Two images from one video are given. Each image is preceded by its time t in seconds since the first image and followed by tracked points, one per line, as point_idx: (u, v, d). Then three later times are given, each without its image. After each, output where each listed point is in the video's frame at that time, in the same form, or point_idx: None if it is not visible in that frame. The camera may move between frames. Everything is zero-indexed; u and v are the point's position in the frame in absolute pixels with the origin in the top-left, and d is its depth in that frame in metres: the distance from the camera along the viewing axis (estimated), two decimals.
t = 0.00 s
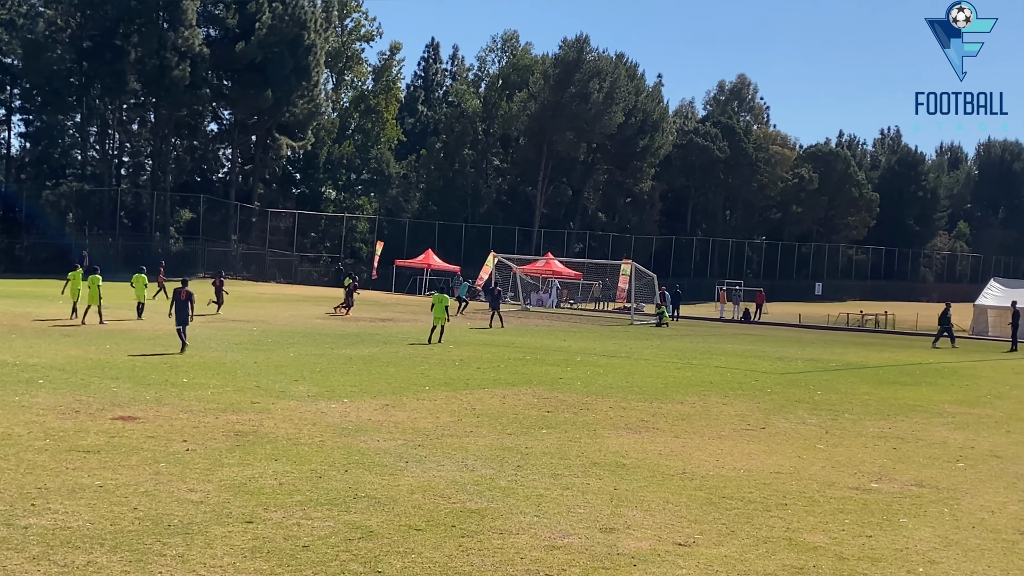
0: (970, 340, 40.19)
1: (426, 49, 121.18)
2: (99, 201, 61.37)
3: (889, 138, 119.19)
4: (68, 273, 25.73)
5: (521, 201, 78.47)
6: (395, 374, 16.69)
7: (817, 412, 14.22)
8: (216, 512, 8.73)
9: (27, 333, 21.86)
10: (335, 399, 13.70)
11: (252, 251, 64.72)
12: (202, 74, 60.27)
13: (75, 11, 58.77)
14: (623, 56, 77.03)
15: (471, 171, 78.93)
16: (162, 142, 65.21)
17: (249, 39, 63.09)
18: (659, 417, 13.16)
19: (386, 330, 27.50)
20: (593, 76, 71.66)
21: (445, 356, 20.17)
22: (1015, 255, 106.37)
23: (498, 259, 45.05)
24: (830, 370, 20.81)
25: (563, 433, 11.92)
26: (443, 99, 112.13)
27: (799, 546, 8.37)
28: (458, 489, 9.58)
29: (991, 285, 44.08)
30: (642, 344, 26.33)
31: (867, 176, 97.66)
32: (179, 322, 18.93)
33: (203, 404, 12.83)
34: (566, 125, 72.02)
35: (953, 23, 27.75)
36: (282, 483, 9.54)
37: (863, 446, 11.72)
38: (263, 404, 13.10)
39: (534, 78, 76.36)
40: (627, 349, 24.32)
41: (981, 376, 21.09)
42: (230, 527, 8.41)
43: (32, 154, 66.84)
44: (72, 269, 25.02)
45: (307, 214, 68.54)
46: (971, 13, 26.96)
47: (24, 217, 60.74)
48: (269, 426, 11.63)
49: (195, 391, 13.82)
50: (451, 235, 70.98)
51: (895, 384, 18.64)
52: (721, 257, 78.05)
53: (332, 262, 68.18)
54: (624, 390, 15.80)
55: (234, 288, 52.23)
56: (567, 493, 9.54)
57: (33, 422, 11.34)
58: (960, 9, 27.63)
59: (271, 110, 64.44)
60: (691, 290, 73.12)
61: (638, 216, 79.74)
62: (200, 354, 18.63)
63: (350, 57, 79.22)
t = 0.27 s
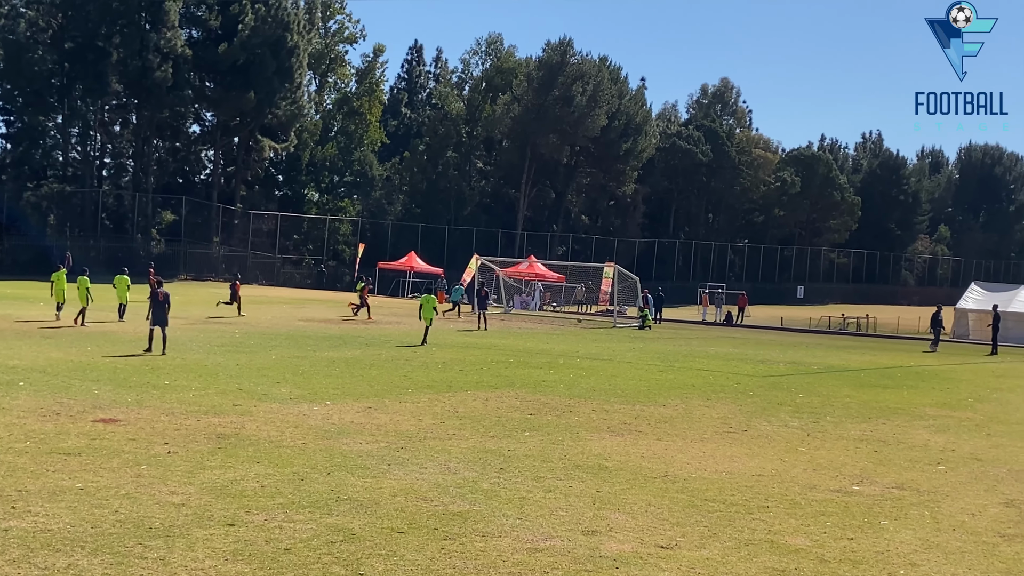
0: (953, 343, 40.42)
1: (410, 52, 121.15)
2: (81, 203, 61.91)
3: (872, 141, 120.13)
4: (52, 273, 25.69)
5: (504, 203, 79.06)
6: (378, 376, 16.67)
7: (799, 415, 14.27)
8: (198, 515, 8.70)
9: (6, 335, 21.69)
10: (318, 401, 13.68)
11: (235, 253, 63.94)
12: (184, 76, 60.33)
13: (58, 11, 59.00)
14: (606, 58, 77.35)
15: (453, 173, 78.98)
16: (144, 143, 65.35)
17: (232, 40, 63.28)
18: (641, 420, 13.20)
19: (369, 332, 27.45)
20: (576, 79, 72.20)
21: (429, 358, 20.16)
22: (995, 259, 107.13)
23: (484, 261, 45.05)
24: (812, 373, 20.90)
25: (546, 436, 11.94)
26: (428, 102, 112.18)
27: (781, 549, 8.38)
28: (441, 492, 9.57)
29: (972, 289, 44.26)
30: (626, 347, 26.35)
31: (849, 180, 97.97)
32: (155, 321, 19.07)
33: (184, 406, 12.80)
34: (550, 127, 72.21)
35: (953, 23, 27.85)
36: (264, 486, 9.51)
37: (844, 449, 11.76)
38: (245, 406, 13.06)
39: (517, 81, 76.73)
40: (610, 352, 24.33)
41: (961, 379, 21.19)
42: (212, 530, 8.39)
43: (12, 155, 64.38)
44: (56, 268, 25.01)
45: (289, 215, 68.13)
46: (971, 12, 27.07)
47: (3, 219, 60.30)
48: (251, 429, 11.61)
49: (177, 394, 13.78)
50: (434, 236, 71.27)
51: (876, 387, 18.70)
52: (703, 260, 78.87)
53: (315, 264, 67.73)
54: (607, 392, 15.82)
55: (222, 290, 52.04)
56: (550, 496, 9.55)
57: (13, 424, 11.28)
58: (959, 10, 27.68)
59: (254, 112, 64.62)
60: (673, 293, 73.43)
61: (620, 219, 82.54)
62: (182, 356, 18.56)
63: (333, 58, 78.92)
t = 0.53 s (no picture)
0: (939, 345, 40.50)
1: (397, 53, 121.13)
2: (66, 203, 61.39)
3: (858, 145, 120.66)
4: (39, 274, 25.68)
5: (491, 205, 79.36)
6: (363, 378, 16.65)
7: (785, 417, 14.28)
8: (183, 517, 8.68)
9: None
10: (303, 403, 13.65)
11: (219, 255, 63.61)
12: (169, 76, 60.70)
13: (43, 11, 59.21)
14: (593, 60, 77.41)
15: (440, 175, 78.69)
16: (130, 143, 64.59)
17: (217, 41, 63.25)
18: (627, 422, 13.21)
19: (356, 334, 27.41)
20: (563, 81, 72.34)
21: (414, 360, 20.12)
22: (981, 262, 106.36)
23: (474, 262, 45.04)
24: (798, 375, 20.93)
25: (532, 437, 11.95)
26: (415, 103, 112.25)
27: (767, 550, 8.39)
28: (426, 494, 9.56)
29: (957, 291, 44.36)
30: (612, 349, 26.35)
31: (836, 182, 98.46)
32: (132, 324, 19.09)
33: (170, 408, 12.76)
34: (536, 129, 72.51)
35: (954, 23, 27.78)
36: (249, 488, 9.50)
37: (830, 451, 11.78)
38: (231, 408, 13.04)
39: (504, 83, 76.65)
40: (597, 354, 24.34)
41: (947, 382, 21.24)
42: (198, 532, 8.36)
43: None
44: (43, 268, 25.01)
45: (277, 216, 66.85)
46: (972, 12, 26.96)
47: None
48: (237, 431, 11.58)
49: (162, 395, 13.74)
50: (421, 236, 71.04)
51: (862, 389, 18.72)
52: (690, 262, 78.51)
53: (302, 265, 66.72)
54: (593, 395, 15.82)
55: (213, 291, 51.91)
56: (536, 498, 9.55)
57: None
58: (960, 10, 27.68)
59: (240, 113, 64.47)
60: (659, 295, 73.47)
61: (607, 221, 83.72)
62: (167, 358, 18.50)
63: (319, 59, 78.83)
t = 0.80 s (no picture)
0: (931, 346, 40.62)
1: (388, 55, 121.19)
2: (56, 204, 61.85)
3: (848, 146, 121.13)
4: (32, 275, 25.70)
5: (483, 206, 79.47)
6: (353, 379, 16.64)
7: (776, 418, 14.30)
8: (174, 518, 8.66)
9: None
10: (295, 404, 13.63)
11: (210, 256, 64.04)
12: (160, 77, 61.00)
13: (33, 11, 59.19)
14: (584, 62, 77.52)
15: (432, 176, 79.17)
16: (121, 144, 64.83)
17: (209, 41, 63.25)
18: (618, 423, 13.21)
19: (347, 335, 27.38)
20: (555, 83, 72.46)
21: (405, 361, 20.11)
22: (970, 263, 108.38)
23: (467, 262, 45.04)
24: (788, 376, 20.98)
25: (523, 438, 11.96)
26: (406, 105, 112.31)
27: (757, 552, 8.40)
28: (417, 495, 9.56)
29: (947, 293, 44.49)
30: (603, 350, 26.37)
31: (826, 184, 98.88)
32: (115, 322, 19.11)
33: (160, 409, 12.72)
34: (529, 130, 72.27)
35: (953, 22, 27.97)
36: (240, 489, 9.48)
37: (821, 452, 11.81)
38: (222, 409, 13.02)
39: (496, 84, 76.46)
40: (588, 355, 24.35)
41: (937, 383, 21.29)
42: (188, 533, 8.35)
43: None
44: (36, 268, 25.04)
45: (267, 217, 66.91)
46: (971, 12, 27.17)
47: None
48: (228, 432, 11.57)
49: (153, 396, 13.72)
50: (412, 241, 71.26)
51: (853, 390, 18.75)
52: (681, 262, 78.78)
53: (291, 266, 66.93)
54: (584, 396, 15.83)
55: (206, 292, 51.82)
56: (527, 499, 9.54)
57: None
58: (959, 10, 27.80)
59: (231, 114, 64.22)
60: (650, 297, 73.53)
61: (599, 223, 82.41)
62: (157, 359, 18.47)
63: (311, 60, 78.76)
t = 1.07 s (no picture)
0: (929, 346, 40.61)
1: (386, 55, 121.08)
2: (53, 203, 61.70)
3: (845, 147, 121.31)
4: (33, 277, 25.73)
5: (480, 207, 79.18)
6: (349, 379, 16.63)
7: (774, 418, 14.31)
8: (171, 519, 8.65)
9: None
10: (292, 405, 13.62)
11: (207, 256, 63.90)
12: (157, 77, 60.52)
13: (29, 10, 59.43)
14: (582, 62, 77.61)
15: (429, 176, 78.53)
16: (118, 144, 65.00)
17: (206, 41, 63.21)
18: (615, 423, 13.20)
19: (344, 335, 27.37)
20: (552, 83, 72.66)
21: (402, 361, 20.10)
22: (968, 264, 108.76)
23: (465, 262, 45.03)
24: (786, 377, 20.98)
25: (520, 439, 11.96)
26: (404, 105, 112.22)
27: (754, 552, 8.40)
28: (414, 496, 9.56)
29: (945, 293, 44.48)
30: (601, 350, 26.36)
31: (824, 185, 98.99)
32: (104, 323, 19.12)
33: (157, 410, 12.71)
34: (526, 130, 72.36)
35: (953, 22, 27.98)
36: (237, 490, 9.47)
37: (818, 452, 11.80)
38: (219, 410, 13.01)
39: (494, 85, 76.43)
40: (586, 355, 24.35)
41: (935, 384, 21.28)
42: (185, 534, 8.34)
43: None
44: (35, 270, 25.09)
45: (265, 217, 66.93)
46: (971, 12, 27.17)
47: None
48: (225, 432, 11.56)
49: (150, 397, 13.72)
50: (409, 241, 71.22)
51: (850, 391, 18.74)
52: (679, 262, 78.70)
53: (290, 266, 66.59)
54: (581, 396, 15.83)
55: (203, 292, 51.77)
56: (524, 500, 9.54)
57: None
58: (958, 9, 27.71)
59: (228, 114, 64.29)
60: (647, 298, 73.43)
61: (596, 223, 82.71)
62: (153, 359, 18.47)
63: (309, 60, 78.62)
